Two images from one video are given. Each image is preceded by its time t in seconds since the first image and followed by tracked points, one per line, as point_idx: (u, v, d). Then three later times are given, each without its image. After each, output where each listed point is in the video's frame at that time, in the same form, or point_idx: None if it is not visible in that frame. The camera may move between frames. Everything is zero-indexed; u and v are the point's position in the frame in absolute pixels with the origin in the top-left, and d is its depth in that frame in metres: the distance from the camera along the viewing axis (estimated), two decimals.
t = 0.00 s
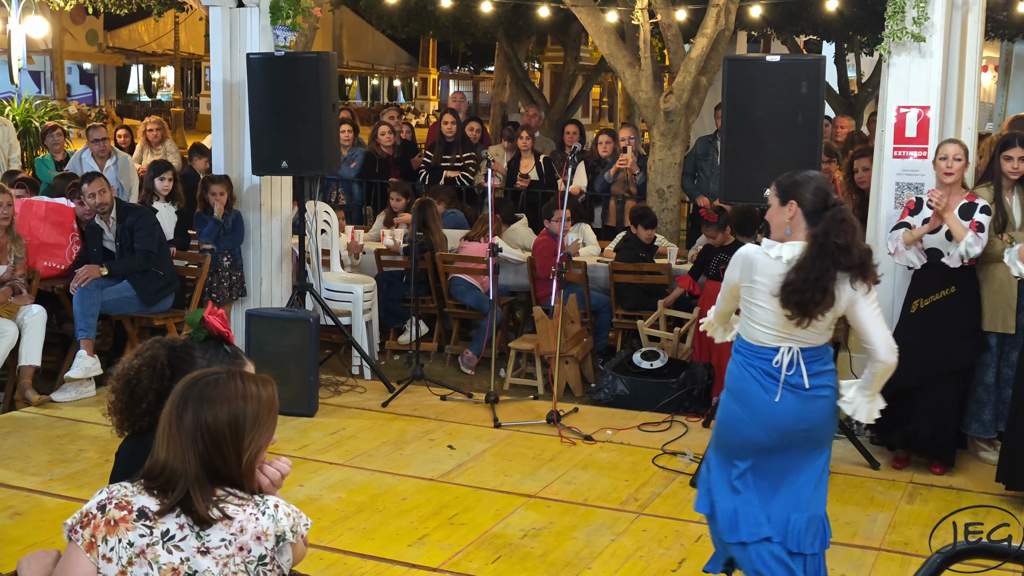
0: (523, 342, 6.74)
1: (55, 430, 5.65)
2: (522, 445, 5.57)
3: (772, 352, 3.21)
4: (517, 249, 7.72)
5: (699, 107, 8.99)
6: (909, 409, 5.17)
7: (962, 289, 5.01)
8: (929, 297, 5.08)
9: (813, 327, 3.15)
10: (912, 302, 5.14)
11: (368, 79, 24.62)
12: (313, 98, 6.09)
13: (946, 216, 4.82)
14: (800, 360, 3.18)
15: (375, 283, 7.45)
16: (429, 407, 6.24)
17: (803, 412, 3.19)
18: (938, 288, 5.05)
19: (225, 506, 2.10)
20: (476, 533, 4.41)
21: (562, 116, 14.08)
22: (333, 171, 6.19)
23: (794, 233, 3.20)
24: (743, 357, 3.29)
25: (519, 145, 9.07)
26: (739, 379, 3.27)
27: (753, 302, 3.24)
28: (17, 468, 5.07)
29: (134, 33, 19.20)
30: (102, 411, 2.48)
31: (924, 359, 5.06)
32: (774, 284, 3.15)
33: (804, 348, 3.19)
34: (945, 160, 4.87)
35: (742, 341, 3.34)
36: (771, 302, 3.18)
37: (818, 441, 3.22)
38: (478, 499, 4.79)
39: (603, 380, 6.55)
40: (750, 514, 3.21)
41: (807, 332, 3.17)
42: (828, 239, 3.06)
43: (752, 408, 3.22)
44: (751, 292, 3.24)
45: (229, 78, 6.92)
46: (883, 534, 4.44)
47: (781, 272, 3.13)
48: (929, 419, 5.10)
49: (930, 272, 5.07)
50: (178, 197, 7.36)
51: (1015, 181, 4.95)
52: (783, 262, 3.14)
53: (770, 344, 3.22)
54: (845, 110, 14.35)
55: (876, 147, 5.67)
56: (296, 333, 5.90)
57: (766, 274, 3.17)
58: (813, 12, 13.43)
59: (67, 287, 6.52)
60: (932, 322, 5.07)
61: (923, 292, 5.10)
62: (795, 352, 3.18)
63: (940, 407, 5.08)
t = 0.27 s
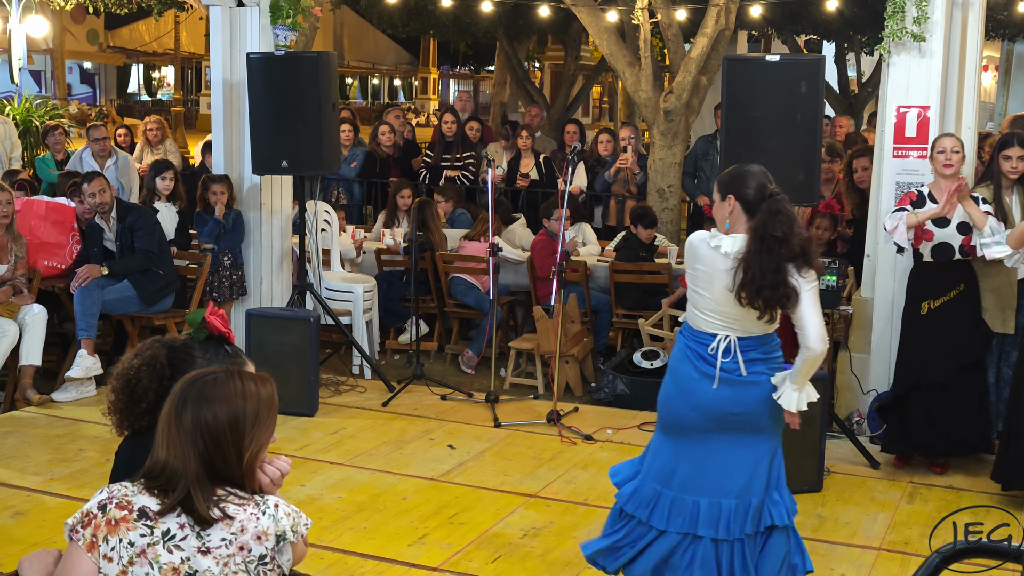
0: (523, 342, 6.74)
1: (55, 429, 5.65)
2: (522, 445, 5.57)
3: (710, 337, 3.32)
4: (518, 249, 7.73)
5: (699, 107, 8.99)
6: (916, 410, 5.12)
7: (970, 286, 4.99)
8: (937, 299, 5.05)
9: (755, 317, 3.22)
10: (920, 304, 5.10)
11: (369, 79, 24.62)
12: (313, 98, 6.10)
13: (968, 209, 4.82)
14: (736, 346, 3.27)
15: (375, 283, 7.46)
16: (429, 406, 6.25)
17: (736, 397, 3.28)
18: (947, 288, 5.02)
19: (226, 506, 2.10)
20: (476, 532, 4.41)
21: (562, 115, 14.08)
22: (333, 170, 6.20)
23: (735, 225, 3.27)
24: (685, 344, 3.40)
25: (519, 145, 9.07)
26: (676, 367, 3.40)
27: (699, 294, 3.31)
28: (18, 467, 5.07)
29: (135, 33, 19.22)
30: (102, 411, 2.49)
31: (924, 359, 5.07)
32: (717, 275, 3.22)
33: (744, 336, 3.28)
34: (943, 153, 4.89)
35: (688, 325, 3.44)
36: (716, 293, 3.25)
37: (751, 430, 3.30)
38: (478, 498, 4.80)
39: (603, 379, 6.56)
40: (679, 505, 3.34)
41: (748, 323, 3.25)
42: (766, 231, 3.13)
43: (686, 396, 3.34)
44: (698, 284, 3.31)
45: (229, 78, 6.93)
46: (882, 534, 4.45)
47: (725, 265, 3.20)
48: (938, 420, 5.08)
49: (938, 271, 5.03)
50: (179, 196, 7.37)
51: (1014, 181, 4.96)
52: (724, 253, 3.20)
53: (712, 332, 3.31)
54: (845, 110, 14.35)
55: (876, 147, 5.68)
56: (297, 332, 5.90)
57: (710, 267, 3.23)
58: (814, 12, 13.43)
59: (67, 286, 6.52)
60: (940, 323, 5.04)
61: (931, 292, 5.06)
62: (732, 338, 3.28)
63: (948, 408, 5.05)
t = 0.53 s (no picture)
0: (526, 341, 6.74)
1: (58, 429, 5.65)
2: (524, 444, 5.58)
3: (676, 330, 3.49)
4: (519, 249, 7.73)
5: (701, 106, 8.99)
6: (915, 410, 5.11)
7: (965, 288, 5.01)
8: (934, 300, 5.04)
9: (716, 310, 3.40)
10: (916, 305, 5.08)
11: (370, 78, 24.59)
12: (315, 97, 6.10)
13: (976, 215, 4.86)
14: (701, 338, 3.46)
15: (377, 282, 7.46)
16: (431, 406, 6.25)
17: (694, 391, 3.45)
18: (943, 288, 5.02)
19: (232, 504, 2.11)
20: (479, 531, 4.41)
21: (563, 115, 14.07)
22: (335, 170, 6.20)
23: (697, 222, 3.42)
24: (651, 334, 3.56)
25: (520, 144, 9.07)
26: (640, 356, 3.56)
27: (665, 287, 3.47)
28: (21, 466, 5.07)
29: (135, 31, 19.22)
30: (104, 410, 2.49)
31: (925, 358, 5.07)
32: (680, 270, 3.38)
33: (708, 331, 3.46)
34: (937, 158, 4.93)
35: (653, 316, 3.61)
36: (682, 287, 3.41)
37: (705, 420, 3.50)
38: (481, 498, 4.80)
39: (605, 378, 6.57)
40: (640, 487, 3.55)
41: (710, 316, 3.43)
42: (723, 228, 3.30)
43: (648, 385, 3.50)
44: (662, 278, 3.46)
45: (231, 77, 6.92)
46: (885, 534, 4.45)
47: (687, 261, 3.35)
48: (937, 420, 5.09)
49: (934, 272, 5.02)
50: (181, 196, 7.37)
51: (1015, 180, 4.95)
52: (685, 249, 3.36)
53: (678, 325, 3.48)
54: (847, 109, 14.35)
55: (878, 146, 5.68)
56: (299, 332, 5.91)
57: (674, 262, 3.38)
58: (815, 12, 13.42)
59: (69, 286, 6.53)
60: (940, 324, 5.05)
61: (927, 293, 5.05)
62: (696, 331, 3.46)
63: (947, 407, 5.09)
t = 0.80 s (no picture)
0: (526, 340, 6.74)
1: (59, 428, 5.66)
2: (525, 443, 5.58)
3: (675, 323, 3.63)
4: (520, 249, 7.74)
5: (701, 106, 8.99)
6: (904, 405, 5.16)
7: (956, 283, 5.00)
8: (924, 292, 5.05)
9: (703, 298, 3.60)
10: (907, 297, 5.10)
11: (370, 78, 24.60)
12: (316, 97, 6.10)
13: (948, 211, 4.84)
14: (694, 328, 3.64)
15: (378, 281, 7.46)
16: (432, 405, 6.25)
17: (696, 381, 3.64)
18: (932, 282, 5.02)
19: (234, 502, 2.11)
20: (480, 530, 4.42)
21: (564, 115, 14.07)
22: (336, 169, 6.20)
23: (672, 218, 3.58)
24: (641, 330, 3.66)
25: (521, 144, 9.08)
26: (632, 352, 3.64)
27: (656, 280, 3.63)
28: (22, 465, 5.08)
29: (136, 31, 19.24)
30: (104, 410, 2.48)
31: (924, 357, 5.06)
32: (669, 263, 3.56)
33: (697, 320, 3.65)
34: (933, 151, 4.87)
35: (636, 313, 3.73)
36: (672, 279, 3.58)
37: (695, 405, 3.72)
38: (482, 496, 4.80)
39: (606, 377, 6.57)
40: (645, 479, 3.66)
41: (696, 306, 3.62)
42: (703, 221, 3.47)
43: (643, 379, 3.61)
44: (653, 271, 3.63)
45: (232, 77, 6.93)
46: (885, 532, 4.45)
47: (676, 253, 3.53)
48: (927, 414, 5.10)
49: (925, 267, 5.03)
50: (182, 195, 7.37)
51: (1016, 178, 4.96)
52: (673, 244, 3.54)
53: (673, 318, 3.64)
54: (847, 108, 14.35)
55: (879, 145, 5.68)
56: (300, 331, 5.91)
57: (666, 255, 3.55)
58: (815, 11, 13.42)
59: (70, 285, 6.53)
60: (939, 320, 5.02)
61: (917, 286, 5.06)
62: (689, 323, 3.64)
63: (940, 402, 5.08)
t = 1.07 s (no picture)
0: (526, 339, 6.75)
1: (59, 427, 5.66)
2: (525, 442, 5.58)
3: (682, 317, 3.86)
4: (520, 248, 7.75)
5: (701, 105, 8.98)
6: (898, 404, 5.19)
7: (948, 288, 5.04)
8: (918, 293, 5.12)
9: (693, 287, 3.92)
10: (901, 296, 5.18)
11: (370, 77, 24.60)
12: (316, 96, 6.11)
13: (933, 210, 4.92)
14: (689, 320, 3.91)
15: (378, 280, 7.46)
16: (431, 404, 6.26)
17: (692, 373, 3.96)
18: (926, 285, 5.08)
19: (233, 501, 2.12)
20: (479, 529, 4.42)
21: (563, 114, 14.07)
22: (336, 168, 6.21)
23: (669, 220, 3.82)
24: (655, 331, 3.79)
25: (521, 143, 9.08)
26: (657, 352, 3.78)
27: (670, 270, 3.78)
28: (22, 464, 5.08)
29: (136, 31, 19.27)
30: (102, 411, 2.47)
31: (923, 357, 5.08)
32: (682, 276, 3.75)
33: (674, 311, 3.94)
34: (935, 151, 4.95)
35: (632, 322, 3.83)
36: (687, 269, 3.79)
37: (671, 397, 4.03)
38: (481, 495, 4.81)
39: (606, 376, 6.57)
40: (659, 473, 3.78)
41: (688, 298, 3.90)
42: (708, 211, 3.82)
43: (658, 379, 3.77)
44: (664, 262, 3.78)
45: (232, 76, 6.93)
46: (884, 531, 4.46)
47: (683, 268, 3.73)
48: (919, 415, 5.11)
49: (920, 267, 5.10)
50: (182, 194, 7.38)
51: (1017, 177, 4.96)
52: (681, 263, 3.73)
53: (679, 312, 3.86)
54: (847, 108, 14.36)
55: (878, 144, 5.69)
56: (300, 330, 5.91)
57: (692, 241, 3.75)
58: (815, 10, 13.43)
59: (70, 284, 6.53)
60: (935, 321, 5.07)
61: (911, 286, 5.14)
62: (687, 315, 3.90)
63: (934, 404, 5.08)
